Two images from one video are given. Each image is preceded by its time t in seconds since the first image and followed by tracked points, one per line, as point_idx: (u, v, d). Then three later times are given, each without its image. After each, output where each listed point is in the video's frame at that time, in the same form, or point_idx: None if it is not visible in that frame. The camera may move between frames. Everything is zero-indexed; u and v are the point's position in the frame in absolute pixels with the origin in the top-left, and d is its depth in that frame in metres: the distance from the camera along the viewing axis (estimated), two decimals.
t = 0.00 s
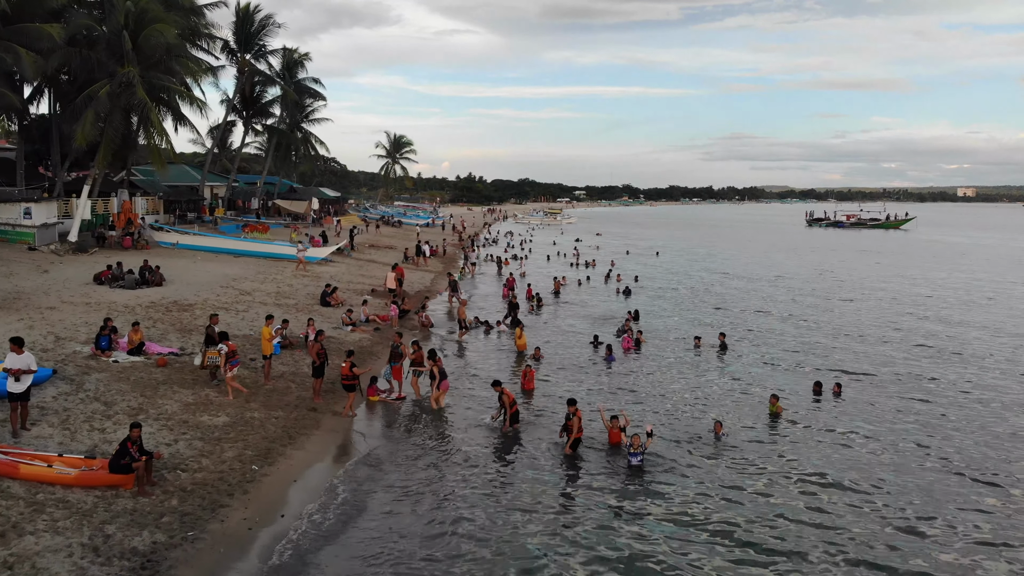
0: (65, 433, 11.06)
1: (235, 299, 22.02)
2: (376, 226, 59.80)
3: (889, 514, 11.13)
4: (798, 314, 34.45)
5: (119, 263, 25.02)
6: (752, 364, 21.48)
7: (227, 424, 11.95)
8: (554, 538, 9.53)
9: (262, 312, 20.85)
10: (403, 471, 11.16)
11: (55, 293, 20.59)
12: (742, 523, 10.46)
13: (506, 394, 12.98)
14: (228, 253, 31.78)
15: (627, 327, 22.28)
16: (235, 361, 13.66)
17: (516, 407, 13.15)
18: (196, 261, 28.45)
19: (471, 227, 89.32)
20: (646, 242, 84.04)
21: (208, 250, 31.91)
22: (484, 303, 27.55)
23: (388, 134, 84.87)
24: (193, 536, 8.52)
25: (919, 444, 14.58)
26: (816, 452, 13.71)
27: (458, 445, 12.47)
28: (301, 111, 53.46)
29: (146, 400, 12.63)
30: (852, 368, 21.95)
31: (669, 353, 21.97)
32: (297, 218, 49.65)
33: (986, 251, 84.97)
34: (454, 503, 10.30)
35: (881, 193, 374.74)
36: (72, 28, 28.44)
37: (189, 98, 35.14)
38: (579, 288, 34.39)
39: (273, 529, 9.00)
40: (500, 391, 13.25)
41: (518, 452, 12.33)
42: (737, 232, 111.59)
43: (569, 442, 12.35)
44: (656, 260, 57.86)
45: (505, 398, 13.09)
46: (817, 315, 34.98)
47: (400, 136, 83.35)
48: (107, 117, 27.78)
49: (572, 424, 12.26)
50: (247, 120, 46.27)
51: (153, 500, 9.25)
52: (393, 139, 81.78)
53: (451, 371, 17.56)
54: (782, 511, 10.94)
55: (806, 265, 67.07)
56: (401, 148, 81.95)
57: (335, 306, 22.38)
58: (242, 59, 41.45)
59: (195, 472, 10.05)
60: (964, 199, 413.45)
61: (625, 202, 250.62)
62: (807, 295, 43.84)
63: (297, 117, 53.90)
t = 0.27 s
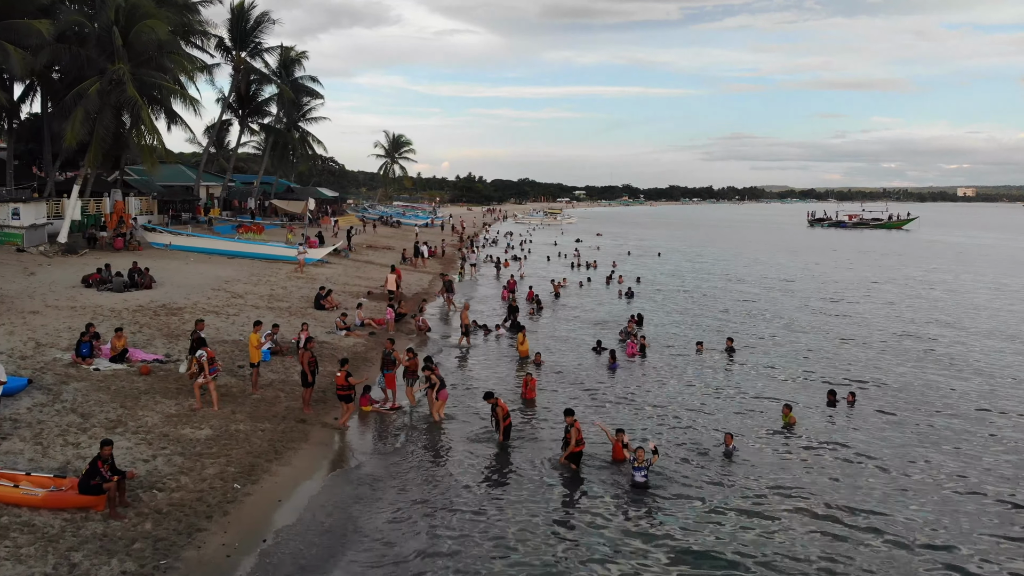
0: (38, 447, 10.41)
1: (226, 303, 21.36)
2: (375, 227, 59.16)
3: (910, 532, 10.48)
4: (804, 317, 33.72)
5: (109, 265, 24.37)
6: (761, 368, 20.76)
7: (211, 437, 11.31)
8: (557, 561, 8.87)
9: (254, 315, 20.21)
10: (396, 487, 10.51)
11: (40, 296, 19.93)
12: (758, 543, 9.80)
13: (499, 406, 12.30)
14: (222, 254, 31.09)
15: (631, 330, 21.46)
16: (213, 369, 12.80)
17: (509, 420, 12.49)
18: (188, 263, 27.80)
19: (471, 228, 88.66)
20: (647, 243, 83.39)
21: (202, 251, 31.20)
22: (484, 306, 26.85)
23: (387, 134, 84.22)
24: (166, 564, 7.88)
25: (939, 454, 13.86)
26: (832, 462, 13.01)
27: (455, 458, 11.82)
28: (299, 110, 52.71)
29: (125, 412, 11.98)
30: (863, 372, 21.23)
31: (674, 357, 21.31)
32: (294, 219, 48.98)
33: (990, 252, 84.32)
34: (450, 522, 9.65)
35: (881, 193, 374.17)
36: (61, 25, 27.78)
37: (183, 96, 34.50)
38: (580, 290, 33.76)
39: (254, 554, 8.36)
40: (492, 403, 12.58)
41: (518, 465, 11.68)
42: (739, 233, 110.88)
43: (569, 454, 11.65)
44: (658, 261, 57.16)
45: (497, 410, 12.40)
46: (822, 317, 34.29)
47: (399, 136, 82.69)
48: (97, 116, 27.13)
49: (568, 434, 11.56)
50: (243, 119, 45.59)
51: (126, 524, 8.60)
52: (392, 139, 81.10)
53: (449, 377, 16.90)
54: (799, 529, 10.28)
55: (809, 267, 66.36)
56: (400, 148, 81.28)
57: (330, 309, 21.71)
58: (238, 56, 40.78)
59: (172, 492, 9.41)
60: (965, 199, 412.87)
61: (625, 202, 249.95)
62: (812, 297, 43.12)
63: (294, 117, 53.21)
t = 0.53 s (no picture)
0: (6, 463, 9.75)
1: (216, 305, 20.70)
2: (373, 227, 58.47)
3: (935, 548, 9.86)
4: (809, 317, 33.07)
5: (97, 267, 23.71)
6: (769, 370, 20.10)
7: (191, 451, 10.68)
8: None
9: (245, 319, 19.54)
10: (387, 506, 9.87)
11: (23, 300, 19.26)
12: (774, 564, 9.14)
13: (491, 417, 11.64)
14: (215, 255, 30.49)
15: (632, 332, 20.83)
16: (186, 377, 11.92)
17: (502, 433, 11.85)
18: (180, 265, 27.14)
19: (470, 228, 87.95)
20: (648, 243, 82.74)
21: (194, 251, 30.53)
22: (483, 306, 26.19)
23: (385, 133, 83.55)
24: None
25: (960, 460, 13.21)
26: (849, 471, 12.34)
27: (450, 471, 11.18)
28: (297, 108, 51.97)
29: (102, 424, 11.33)
30: (874, 374, 20.57)
31: (679, 359, 20.65)
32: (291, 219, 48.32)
33: (993, 251, 83.67)
34: (444, 545, 9.01)
35: (882, 193, 373.55)
36: (50, 21, 27.10)
37: (176, 94, 33.83)
38: (582, 291, 33.11)
39: None
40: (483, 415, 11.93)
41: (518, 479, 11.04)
42: (740, 233, 110.23)
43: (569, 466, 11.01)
44: (659, 262, 56.53)
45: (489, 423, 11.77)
46: (828, 318, 33.64)
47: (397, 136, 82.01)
48: (86, 113, 26.46)
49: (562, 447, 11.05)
50: (239, 117, 44.90)
51: (95, 550, 7.95)
52: (391, 138, 80.41)
53: (447, 382, 16.24)
54: (817, 547, 9.64)
55: (812, 267, 65.71)
56: (399, 147, 80.60)
57: (324, 312, 21.05)
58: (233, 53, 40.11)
59: (146, 514, 8.77)
60: (965, 199, 412.26)
61: (625, 202, 249.24)
62: (816, 297, 42.48)
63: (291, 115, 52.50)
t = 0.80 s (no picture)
0: None
1: (206, 308, 20.02)
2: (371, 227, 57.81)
3: (962, 575, 9.22)
4: (815, 317, 32.37)
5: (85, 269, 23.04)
6: (777, 373, 19.41)
7: (168, 468, 10.05)
8: None
9: (235, 323, 18.91)
10: (375, 528, 9.22)
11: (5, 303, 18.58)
12: None
13: (477, 428, 10.85)
14: (209, 256, 29.77)
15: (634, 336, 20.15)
16: (156, 387, 11.22)
17: (491, 446, 11.01)
18: (171, 266, 26.47)
19: (469, 228, 87.26)
20: (648, 243, 82.03)
21: (187, 252, 29.87)
22: (481, 308, 25.52)
23: (384, 133, 82.86)
24: None
25: (983, 473, 12.55)
26: (867, 487, 11.69)
27: (445, 488, 10.52)
28: (294, 107, 51.24)
29: (76, 438, 10.67)
30: (887, 376, 19.87)
31: (684, 362, 19.97)
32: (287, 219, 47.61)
33: (997, 251, 83.01)
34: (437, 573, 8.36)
35: (882, 193, 372.99)
36: (37, 17, 26.40)
37: (168, 92, 33.16)
38: (583, 292, 32.43)
39: None
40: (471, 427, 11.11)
41: (516, 497, 10.36)
42: (741, 233, 109.54)
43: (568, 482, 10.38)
44: (660, 261, 55.83)
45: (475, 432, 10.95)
46: (834, 318, 32.95)
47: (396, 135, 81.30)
48: (74, 112, 25.78)
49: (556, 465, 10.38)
50: (235, 116, 44.19)
51: None
52: (389, 137, 79.70)
53: (443, 390, 15.54)
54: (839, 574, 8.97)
55: (814, 266, 64.98)
56: (397, 146, 79.88)
57: (317, 315, 20.39)
58: (227, 51, 39.42)
59: (115, 539, 8.13)
60: (965, 199, 411.70)
61: (625, 202, 248.64)
62: (821, 297, 41.79)
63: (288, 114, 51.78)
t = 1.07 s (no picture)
0: None
1: (196, 312, 19.40)
2: (369, 227, 57.15)
3: None
4: (821, 319, 31.73)
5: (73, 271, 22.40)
6: (786, 377, 18.76)
7: (144, 485, 9.43)
8: None
9: (224, 326, 18.26)
10: (362, 553, 8.59)
11: None
12: None
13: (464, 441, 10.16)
14: (203, 257, 29.06)
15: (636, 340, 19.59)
16: (124, 396, 10.56)
17: (480, 457, 10.28)
18: (163, 268, 25.82)
19: (468, 228, 86.58)
20: (649, 243, 81.34)
21: (179, 253, 29.20)
22: (480, 310, 24.87)
23: (383, 132, 82.18)
24: None
25: (1007, 486, 11.91)
26: (886, 504, 11.06)
27: (439, 506, 9.90)
28: (291, 106, 50.55)
29: (48, 452, 10.04)
30: (899, 379, 19.21)
31: (689, 367, 19.32)
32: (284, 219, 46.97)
33: (1001, 251, 82.32)
34: None
35: (883, 193, 372.32)
36: (24, 12, 25.76)
37: (161, 90, 32.52)
38: (584, 294, 31.78)
39: None
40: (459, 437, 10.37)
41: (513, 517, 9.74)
42: (742, 233, 108.92)
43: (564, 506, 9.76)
44: (662, 262, 55.16)
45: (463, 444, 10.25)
46: (841, 319, 32.30)
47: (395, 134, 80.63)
48: (62, 110, 25.14)
49: (547, 491, 9.99)
50: (230, 115, 43.52)
51: None
52: (388, 136, 79.02)
53: (439, 398, 14.91)
54: None
55: (818, 266, 64.30)
56: (396, 146, 79.21)
57: (310, 319, 19.75)
58: (222, 48, 38.78)
59: (80, 566, 7.51)
60: (966, 199, 411.03)
61: (625, 202, 248.14)
62: (826, 297, 41.14)
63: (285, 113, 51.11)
